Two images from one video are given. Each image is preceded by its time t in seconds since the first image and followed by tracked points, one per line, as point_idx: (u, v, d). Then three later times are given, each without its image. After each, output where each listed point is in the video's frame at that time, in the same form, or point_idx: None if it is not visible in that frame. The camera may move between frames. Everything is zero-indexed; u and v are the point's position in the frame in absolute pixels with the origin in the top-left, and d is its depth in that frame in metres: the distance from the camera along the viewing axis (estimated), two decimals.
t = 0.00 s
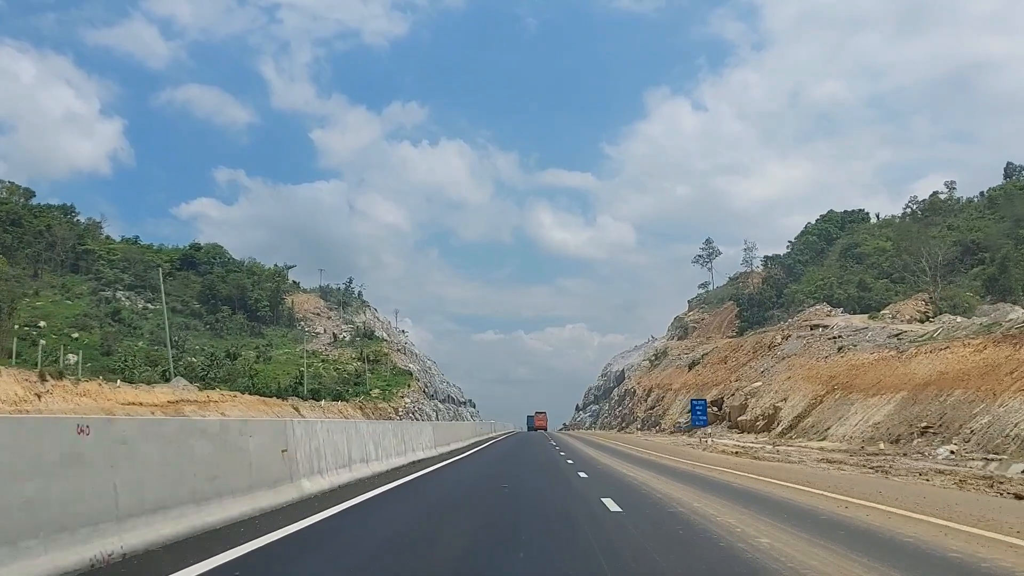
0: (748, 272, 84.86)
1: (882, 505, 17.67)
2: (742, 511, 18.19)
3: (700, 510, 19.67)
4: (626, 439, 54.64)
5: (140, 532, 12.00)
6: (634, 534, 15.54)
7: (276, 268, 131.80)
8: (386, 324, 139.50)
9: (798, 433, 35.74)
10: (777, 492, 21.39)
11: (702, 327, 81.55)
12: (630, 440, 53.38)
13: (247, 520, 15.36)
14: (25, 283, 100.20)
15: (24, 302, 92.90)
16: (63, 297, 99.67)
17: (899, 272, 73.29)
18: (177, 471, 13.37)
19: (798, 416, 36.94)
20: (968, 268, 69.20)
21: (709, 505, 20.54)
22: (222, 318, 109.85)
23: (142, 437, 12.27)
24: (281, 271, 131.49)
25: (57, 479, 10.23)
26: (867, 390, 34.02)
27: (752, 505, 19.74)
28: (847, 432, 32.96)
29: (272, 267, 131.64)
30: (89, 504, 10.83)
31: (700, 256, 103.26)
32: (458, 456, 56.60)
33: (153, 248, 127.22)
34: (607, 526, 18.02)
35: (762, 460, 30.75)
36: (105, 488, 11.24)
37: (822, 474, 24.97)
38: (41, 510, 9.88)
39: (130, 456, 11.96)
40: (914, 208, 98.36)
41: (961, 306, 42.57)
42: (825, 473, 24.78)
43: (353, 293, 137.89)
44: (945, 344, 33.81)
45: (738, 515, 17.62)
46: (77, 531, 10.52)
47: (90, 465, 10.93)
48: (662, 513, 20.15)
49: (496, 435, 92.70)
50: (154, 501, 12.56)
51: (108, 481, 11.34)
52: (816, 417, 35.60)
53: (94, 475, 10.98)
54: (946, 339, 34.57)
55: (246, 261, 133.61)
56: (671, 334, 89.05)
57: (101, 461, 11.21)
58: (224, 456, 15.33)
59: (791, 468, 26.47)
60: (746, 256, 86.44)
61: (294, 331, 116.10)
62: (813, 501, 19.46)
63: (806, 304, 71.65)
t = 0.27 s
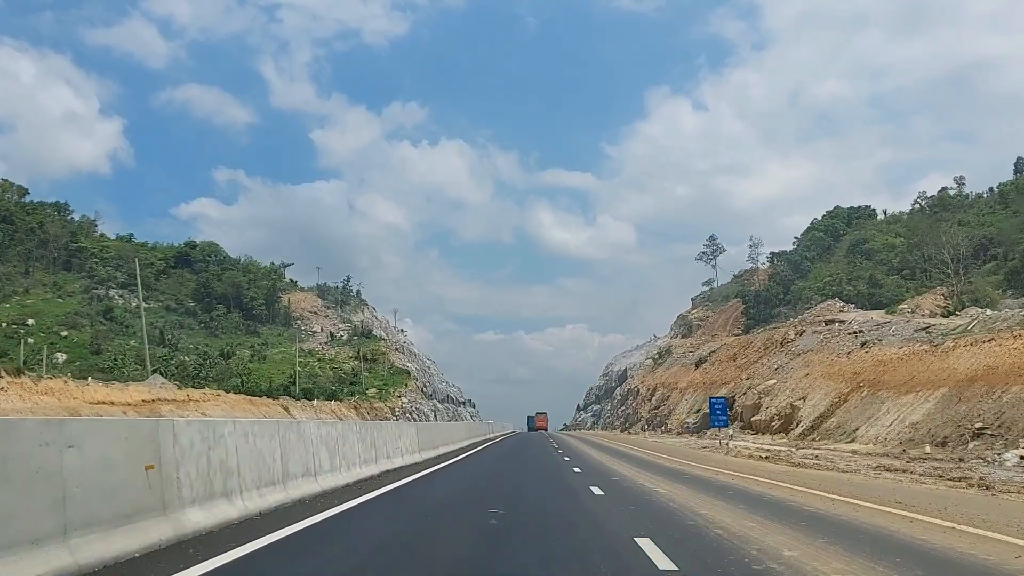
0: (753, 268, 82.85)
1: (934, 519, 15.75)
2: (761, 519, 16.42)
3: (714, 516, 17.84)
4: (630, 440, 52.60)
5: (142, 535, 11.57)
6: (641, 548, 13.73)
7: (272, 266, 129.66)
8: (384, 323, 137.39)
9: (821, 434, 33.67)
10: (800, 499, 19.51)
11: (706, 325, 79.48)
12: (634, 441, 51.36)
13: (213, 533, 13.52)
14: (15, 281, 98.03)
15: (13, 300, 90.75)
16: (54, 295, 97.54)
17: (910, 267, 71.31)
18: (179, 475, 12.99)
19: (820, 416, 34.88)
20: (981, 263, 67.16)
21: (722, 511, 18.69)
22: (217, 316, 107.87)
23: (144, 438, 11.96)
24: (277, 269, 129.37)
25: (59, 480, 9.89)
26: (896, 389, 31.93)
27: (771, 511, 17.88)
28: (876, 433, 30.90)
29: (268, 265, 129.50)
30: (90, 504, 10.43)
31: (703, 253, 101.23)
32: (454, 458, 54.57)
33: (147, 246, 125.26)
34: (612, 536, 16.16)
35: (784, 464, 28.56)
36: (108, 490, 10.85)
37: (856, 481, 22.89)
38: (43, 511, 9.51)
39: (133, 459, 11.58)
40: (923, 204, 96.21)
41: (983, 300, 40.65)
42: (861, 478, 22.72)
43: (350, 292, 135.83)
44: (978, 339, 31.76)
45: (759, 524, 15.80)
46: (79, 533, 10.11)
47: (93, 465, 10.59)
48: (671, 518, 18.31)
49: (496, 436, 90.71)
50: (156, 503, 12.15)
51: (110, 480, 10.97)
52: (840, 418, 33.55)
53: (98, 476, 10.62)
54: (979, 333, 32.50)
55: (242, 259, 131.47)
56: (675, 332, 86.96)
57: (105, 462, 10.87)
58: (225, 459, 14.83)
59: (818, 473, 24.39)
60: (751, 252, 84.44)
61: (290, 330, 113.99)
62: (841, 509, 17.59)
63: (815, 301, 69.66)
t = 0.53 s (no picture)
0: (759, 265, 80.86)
1: (994, 533, 13.93)
2: (782, 530, 14.71)
3: (726, 524, 16.11)
4: (634, 440, 50.60)
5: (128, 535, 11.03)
6: (645, 562, 11.98)
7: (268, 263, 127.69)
8: (382, 322, 135.38)
9: (848, 436, 31.66)
10: (824, 506, 17.74)
11: (711, 322, 77.51)
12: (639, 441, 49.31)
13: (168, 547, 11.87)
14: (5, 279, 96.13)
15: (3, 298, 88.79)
16: (45, 293, 95.61)
17: (921, 263, 69.34)
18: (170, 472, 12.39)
19: (845, 416, 32.91)
20: (995, 258, 65.16)
21: (735, 518, 16.97)
22: (211, 314, 105.97)
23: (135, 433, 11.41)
24: (273, 266, 127.36)
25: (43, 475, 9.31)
26: (929, 387, 29.87)
27: (791, 519, 16.14)
28: (909, 434, 28.80)
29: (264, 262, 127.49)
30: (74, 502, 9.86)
31: (707, 249, 99.21)
32: (450, 460, 52.57)
33: (141, 243, 123.35)
34: (617, 548, 14.39)
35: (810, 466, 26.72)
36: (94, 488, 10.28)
37: (892, 487, 21.07)
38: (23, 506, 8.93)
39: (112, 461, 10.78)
40: (932, 199, 94.07)
41: (1008, 294, 38.79)
42: (897, 482, 20.89)
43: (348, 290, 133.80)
44: (1016, 332, 29.77)
45: (777, 534, 14.10)
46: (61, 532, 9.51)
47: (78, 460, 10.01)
48: (679, 525, 16.57)
49: (496, 437, 88.74)
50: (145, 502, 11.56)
51: (97, 478, 10.42)
52: (867, 418, 31.57)
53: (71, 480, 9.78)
54: (1015, 326, 30.52)
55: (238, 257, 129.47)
56: (679, 330, 84.97)
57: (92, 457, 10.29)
58: (218, 458, 14.22)
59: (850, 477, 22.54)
60: (757, 247, 82.46)
61: (287, 329, 111.95)
62: (870, 518, 15.82)
63: (823, 297, 67.68)
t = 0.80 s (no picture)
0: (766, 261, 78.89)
1: None
2: (828, 555, 12.98)
3: (752, 547, 14.36)
4: (639, 441, 48.62)
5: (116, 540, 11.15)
6: None
7: (264, 261, 125.57)
8: (380, 321, 133.37)
9: (882, 437, 29.67)
10: (862, 523, 15.95)
11: (717, 320, 75.57)
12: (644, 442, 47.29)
13: None
14: None
15: None
16: (35, 290, 93.49)
17: (933, 259, 67.45)
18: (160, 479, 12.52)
19: (876, 416, 30.96)
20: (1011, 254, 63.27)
21: (762, 539, 15.22)
22: (206, 312, 103.99)
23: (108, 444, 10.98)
24: (269, 264, 125.26)
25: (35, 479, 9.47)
26: (971, 384, 27.98)
27: (825, 541, 14.39)
28: (951, 435, 26.87)
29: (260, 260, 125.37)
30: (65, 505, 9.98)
31: (711, 245, 97.19)
32: (448, 461, 50.58)
33: (135, 239, 121.15)
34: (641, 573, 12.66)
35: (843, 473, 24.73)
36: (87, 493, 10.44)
37: (942, 499, 19.08)
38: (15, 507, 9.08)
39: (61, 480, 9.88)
40: (941, 194, 92.07)
41: None
42: (949, 493, 18.89)
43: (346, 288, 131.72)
44: None
45: (815, 561, 12.37)
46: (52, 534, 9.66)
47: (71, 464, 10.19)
48: (699, 547, 14.83)
49: (496, 437, 86.87)
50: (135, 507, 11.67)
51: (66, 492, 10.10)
52: (902, 418, 29.63)
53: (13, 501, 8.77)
54: None
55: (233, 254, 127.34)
56: (684, 328, 83.03)
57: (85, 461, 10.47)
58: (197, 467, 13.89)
59: (893, 487, 20.54)
60: (763, 243, 80.48)
61: (283, 327, 109.97)
62: (916, 539, 14.07)
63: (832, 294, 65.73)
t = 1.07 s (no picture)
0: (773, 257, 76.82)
1: None
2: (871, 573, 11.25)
3: (775, 556, 12.63)
4: (644, 442, 46.57)
5: (77, 553, 11.55)
6: None
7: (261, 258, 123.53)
8: (379, 320, 131.33)
9: (925, 439, 27.49)
10: (890, 537, 14.39)
11: (723, 317, 73.58)
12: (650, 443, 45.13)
13: None
14: None
15: None
16: (25, 287, 91.56)
17: (947, 255, 65.43)
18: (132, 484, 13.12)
19: (915, 416, 28.83)
20: None
21: (790, 551, 13.47)
22: (201, 310, 102.02)
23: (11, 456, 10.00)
24: (266, 261, 123.22)
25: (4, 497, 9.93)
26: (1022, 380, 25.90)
27: (851, 556, 12.82)
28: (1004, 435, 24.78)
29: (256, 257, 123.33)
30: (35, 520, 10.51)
31: (717, 242, 95.11)
32: (448, 461, 48.45)
33: (129, 236, 119.14)
34: None
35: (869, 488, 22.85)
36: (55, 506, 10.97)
37: (975, 510, 17.44)
38: None
39: None
40: (952, 189, 89.98)
41: None
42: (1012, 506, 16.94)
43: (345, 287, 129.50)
44: None
45: None
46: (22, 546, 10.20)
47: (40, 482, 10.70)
48: (717, 556, 13.10)
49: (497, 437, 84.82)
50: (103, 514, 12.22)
51: None
52: (946, 418, 27.49)
53: None
54: None
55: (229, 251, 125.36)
56: (689, 327, 81.02)
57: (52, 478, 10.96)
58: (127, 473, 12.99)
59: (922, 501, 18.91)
60: (770, 239, 78.45)
61: (279, 326, 107.98)
62: (950, 555, 12.53)
63: (842, 291, 63.74)
